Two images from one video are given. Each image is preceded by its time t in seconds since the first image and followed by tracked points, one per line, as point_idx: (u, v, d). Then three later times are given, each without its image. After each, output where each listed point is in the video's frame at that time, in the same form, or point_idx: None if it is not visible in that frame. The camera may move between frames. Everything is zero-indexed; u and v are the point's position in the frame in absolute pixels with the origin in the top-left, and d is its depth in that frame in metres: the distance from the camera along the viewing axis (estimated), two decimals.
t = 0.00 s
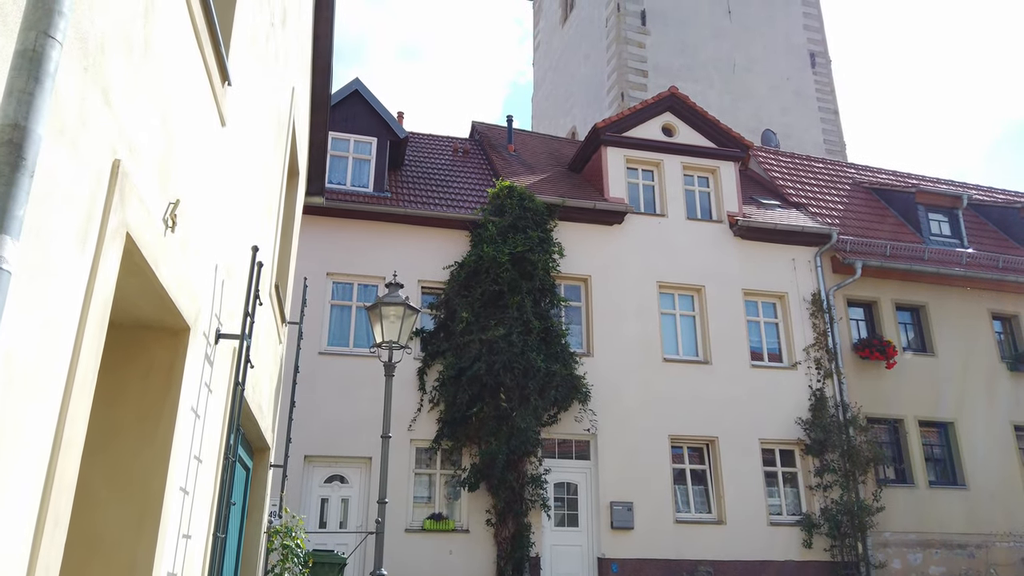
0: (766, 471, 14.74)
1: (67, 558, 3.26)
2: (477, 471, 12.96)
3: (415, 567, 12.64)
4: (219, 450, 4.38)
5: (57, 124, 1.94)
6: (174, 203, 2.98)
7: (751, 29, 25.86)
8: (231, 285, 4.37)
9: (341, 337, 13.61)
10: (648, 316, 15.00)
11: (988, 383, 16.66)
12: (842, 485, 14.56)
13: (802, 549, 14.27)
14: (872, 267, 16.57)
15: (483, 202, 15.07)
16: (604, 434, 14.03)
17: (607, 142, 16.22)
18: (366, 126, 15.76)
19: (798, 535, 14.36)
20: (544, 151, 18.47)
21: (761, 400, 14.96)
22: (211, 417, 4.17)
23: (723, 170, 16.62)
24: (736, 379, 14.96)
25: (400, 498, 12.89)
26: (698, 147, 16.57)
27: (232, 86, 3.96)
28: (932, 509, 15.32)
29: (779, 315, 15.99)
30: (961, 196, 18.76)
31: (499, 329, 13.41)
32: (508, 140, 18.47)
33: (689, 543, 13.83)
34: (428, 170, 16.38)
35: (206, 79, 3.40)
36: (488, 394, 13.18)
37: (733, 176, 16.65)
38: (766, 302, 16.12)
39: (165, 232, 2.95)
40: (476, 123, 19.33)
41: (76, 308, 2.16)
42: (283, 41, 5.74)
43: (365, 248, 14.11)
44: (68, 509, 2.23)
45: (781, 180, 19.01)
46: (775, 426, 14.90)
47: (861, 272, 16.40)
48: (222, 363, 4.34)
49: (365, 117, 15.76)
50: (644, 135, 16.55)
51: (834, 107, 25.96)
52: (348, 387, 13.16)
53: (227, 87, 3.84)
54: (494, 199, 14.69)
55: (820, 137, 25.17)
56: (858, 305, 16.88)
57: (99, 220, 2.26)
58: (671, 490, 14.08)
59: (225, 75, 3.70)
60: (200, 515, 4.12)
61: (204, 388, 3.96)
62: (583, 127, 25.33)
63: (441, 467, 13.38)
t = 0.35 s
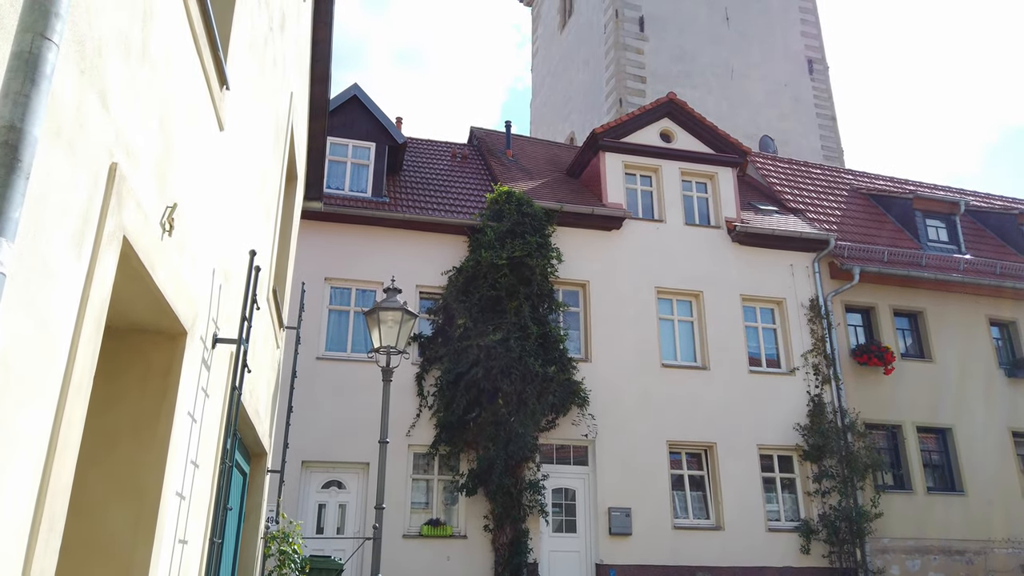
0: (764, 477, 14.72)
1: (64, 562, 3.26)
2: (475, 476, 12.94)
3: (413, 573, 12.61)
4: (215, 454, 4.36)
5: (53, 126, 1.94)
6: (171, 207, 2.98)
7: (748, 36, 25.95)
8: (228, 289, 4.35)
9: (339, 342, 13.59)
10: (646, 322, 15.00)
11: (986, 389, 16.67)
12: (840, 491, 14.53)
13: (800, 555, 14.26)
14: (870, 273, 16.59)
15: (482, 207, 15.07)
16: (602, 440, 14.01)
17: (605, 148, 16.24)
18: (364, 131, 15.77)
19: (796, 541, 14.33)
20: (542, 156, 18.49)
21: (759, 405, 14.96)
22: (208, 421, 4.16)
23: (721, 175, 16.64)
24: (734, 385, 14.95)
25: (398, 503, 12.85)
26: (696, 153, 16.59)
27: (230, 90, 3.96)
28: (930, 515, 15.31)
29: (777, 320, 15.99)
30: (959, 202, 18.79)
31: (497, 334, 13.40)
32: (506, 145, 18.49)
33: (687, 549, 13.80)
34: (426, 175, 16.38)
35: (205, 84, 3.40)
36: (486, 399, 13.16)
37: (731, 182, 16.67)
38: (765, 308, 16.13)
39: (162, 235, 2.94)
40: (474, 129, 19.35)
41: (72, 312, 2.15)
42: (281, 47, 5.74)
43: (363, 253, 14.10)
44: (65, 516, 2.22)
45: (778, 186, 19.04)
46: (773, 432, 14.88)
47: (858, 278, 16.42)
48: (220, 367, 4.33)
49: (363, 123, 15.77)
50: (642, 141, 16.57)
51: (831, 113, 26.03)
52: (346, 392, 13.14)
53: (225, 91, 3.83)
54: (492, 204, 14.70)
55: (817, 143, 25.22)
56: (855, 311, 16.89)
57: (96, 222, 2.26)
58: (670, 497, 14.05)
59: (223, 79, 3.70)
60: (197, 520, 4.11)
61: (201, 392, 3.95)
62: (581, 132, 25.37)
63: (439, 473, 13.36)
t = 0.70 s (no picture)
0: (763, 481, 14.69)
1: (61, 564, 3.25)
2: (473, 481, 12.92)
3: None
4: (212, 459, 4.35)
5: (52, 126, 1.93)
6: (170, 209, 2.97)
7: (747, 41, 26.00)
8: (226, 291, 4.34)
9: (337, 345, 13.58)
10: (645, 326, 14.99)
11: (984, 394, 16.67)
12: (839, 496, 14.52)
13: (799, 560, 14.23)
14: (869, 277, 16.59)
15: (481, 211, 15.06)
16: (600, 444, 13.99)
17: (604, 151, 16.24)
18: (364, 134, 15.77)
19: (795, 546, 14.31)
20: (542, 160, 18.49)
21: (758, 410, 14.95)
22: (206, 423, 4.15)
23: (719, 180, 16.64)
24: (733, 389, 14.94)
25: (397, 507, 12.81)
26: (695, 157, 16.60)
27: (229, 91, 3.94)
28: (929, 521, 15.29)
29: (776, 325, 15.99)
30: (958, 207, 18.79)
31: (495, 338, 13.40)
32: (505, 149, 18.50)
33: (685, 553, 13.77)
34: (425, 179, 16.38)
35: (204, 85, 3.40)
36: (484, 404, 13.12)
37: (730, 186, 16.68)
38: (763, 312, 16.12)
39: (161, 236, 2.94)
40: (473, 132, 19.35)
41: (70, 314, 2.14)
42: (280, 50, 5.72)
43: (362, 256, 14.09)
44: (61, 519, 2.19)
45: (777, 190, 19.06)
46: (772, 436, 14.86)
47: (857, 282, 16.42)
48: (218, 370, 4.32)
49: (362, 126, 15.77)
50: (641, 145, 16.58)
51: (830, 118, 26.06)
52: (345, 395, 13.12)
53: (224, 94, 3.82)
54: (491, 208, 14.69)
55: (816, 147, 25.26)
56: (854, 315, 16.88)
57: (95, 223, 2.25)
58: (668, 501, 14.03)
59: (222, 81, 3.70)
60: (194, 523, 4.09)
61: (199, 395, 3.94)
62: (580, 136, 25.39)
63: (438, 477, 13.32)
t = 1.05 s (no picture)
0: (762, 485, 14.67)
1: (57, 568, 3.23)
2: (472, 485, 12.90)
3: None
4: (210, 463, 4.33)
5: (48, 128, 1.92)
6: (168, 211, 2.96)
7: (746, 45, 26.03)
8: (224, 294, 4.32)
9: (336, 349, 13.55)
10: (644, 329, 14.99)
11: (983, 397, 16.66)
12: (839, 499, 14.51)
13: (798, 565, 14.21)
14: (868, 281, 16.59)
15: (480, 214, 15.05)
16: (599, 447, 13.97)
17: (603, 155, 16.24)
18: (363, 138, 15.77)
19: (794, 550, 14.29)
20: (541, 164, 18.49)
21: (757, 413, 14.93)
22: (203, 427, 4.13)
23: (718, 183, 16.64)
24: (732, 393, 14.93)
25: (395, 511, 12.78)
26: (694, 161, 16.61)
27: (228, 92, 3.93)
28: (928, 524, 15.27)
29: (775, 328, 15.98)
30: (957, 211, 18.80)
31: (494, 341, 13.38)
32: (505, 152, 18.51)
33: (684, 557, 13.74)
34: (424, 182, 16.38)
35: (202, 87, 3.39)
36: (483, 407, 13.09)
37: (729, 190, 16.68)
38: (762, 316, 16.11)
39: (158, 239, 2.93)
40: (473, 135, 19.35)
41: (66, 317, 2.13)
42: (279, 52, 5.72)
43: (361, 260, 14.08)
44: (55, 523, 2.17)
45: (776, 194, 19.07)
46: (771, 440, 14.85)
47: (856, 286, 16.42)
48: (215, 373, 4.30)
49: (361, 129, 15.76)
50: (640, 148, 16.58)
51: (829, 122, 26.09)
52: (344, 399, 13.10)
53: (222, 96, 3.81)
54: (490, 211, 14.67)
55: (815, 151, 25.30)
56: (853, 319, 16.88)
57: (92, 224, 2.24)
58: (667, 505, 14.00)
59: (221, 84, 3.69)
60: (191, 527, 4.07)
61: (196, 399, 3.92)
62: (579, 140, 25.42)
63: (436, 480, 13.29)
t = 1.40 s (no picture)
0: (760, 489, 14.66)
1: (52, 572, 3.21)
2: (470, 489, 12.86)
3: None
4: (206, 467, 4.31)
5: (44, 131, 1.91)
6: (164, 215, 2.95)
7: (744, 50, 26.09)
8: (220, 297, 4.30)
9: (333, 352, 13.53)
10: (642, 334, 14.98)
11: (981, 402, 16.67)
12: (836, 504, 14.50)
13: (796, 569, 14.18)
14: (866, 286, 16.60)
15: (478, 218, 15.04)
16: (597, 451, 13.95)
17: (602, 159, 16.24)
18: (361, 142, 15.76)
19: (792, 555, 14.26)
20: (539, 168, 18.50)
21: (754, 418, 14.93)
22: (201, 431, 4.12)
23: (716, 188, 16.65)
24: (730, 397, 14.92)
25: (392, 516, 12.74)
26: (692, 165, 16.61)
27: (225, 95, 3.92)
28: (926, 529, 15.26)
29: (773, 333, 15.99)
30: (954, 215, 18.81)
31: (492, 345, 13.36)
32: (503, 156, 18.52)
33: (682, 562, 13.71)
34: (423, 186, 16.38)
35: (200, 92, 3.38)
36: (481, 412, 13.05)
37: (727, 195, 16.69)
38: (760, 320, 16.11)
39: (155, 242, 2.92)
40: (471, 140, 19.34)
41: (62, 320, 2.12)
42: (277, 56, 5.72)
43: (359, 263, 14.06)
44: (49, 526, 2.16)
45: (774, 198, 19.09)
46: (769, 445, 14.84)
47: (853, 291, 16.42)
48: (212, 377, 4.29)
49: (360, 133, 15.76)
50: (639, 153, 16.59)
51: (827, 127, 26.15)
52: (341, 403, 13.07)
53: (219, 100, 3.80)
54: (489, 215, 14.66)
55: (812, 156, 25.36)
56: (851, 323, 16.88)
57: (88, 228, 2.23)
58: (665, 509, 13.97)
59: (219, 87, 3.68)
60: (187, 531, 4.04)
61: (193, 403, 3.91)
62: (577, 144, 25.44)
63: (433, 484, 13.26)
